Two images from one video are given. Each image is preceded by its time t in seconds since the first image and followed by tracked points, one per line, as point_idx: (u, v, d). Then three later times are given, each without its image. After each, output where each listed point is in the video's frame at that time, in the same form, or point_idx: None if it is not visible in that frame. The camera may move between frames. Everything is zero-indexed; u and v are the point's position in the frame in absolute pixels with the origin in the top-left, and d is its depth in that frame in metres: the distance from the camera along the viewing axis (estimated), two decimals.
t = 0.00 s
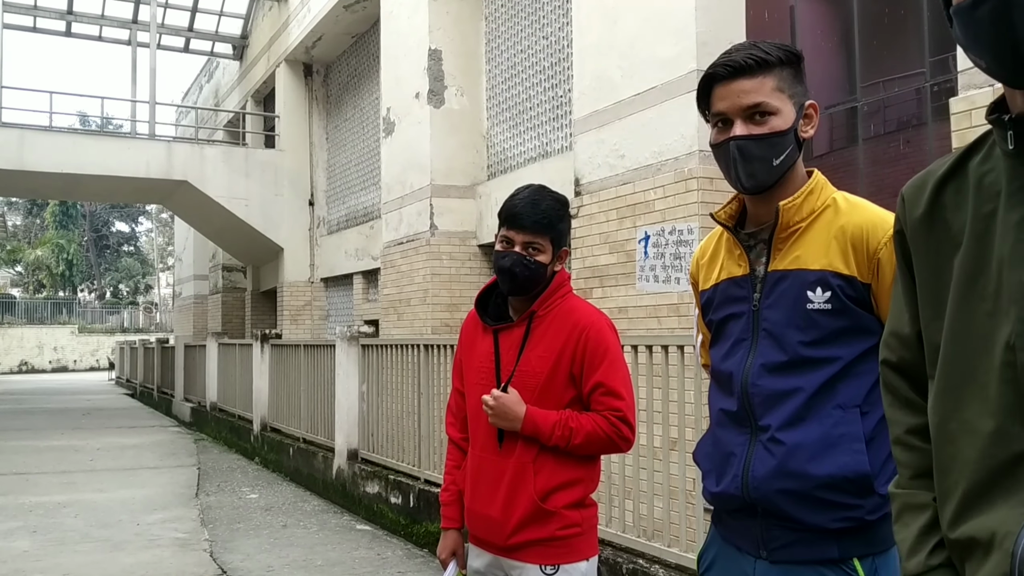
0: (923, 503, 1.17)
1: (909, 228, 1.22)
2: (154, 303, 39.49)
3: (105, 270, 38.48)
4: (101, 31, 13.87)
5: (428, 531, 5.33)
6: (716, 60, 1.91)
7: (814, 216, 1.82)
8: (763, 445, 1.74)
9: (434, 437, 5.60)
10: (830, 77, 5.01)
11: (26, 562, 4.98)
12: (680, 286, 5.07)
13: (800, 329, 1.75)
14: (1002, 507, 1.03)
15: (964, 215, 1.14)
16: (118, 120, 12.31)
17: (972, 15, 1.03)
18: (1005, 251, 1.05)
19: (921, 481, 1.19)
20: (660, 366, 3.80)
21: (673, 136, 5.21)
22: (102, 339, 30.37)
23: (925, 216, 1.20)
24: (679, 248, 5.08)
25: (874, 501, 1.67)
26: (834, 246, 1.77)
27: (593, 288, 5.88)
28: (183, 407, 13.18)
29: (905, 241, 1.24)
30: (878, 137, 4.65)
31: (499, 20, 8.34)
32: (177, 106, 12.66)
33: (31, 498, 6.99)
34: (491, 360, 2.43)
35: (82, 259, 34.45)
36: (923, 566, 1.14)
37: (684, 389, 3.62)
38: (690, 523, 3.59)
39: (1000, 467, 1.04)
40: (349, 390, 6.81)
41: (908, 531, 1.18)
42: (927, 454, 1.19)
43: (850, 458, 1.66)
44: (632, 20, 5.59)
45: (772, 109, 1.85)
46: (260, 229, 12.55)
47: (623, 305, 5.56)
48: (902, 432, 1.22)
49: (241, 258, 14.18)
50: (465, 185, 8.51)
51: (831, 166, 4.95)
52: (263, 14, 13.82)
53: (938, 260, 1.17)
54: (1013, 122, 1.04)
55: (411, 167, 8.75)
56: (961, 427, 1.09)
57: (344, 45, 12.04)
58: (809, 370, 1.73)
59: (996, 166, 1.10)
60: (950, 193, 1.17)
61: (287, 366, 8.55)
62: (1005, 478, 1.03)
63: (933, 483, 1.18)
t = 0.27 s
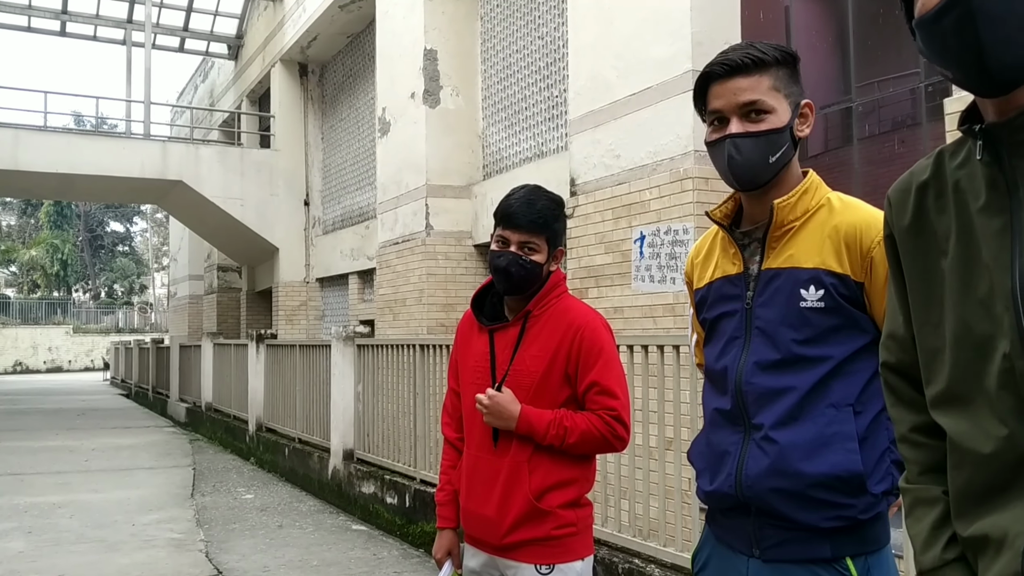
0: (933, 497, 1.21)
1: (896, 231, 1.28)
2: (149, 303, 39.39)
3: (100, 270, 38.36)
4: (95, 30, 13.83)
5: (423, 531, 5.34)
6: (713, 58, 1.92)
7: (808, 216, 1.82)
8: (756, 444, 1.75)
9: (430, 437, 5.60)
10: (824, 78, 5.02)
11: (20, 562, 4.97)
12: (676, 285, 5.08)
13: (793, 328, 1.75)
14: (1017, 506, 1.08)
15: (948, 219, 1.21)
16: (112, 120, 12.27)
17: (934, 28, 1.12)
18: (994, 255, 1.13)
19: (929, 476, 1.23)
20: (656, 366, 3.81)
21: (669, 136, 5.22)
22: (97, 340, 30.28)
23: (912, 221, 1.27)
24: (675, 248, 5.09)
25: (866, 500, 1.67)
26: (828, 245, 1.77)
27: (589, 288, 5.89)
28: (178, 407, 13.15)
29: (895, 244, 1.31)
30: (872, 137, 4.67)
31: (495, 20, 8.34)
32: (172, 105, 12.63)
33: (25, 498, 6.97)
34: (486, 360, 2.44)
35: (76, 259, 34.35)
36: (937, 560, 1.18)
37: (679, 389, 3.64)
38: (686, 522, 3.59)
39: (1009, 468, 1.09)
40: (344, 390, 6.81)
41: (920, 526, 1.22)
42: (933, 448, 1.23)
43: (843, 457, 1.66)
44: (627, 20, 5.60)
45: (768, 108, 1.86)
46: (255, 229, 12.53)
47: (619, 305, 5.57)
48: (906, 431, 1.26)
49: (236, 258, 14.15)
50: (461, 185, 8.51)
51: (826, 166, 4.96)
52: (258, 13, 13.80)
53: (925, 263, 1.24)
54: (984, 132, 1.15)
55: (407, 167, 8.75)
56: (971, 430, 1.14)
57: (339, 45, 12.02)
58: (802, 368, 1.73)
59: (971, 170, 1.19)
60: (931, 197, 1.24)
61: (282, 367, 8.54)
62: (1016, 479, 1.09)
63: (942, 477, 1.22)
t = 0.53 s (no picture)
0: (930, 499, 1.21)
1: (895, 237, 1.29)
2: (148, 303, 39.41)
3: (98, 270, 38.35)
4: (93, 31, 13.83)
5: (423, 531, 5.34)
6: (720, 51, 1.93)
7: (807, 215, 1.82)
8: (754, 444, 1.75)
9: (429, 437, 5.61)
10: (822, 78, 5.03)
11: (19, 563, 4.97)
12: (674, 285, 5.08)
13: (791, 328, 1.76)
14: (1011, 506, 1.09)
15: (946, 224, 1.21)
16: (110, 121, 12.27)
17: (926, 37, 1.13)
18: (989, 258, 1.13)
19: (928, 478, 1.23)
20: (655, 366, 3.81)
21: (667, 136, 5.23)
22: (95, 340, 30.25)
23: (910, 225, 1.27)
24: (673, 247, 5.10)
25: (863, 500, 1.68)
26: (827, 245, 1.78)
27: (588, 288, 5.89)
28: (176, 407, 13.15)
29: (893, 249, 1.31)
30: (870, 137, 4.67)
31: (493, 20, 8.35)
32: (170, 106, 12.63)
33: (24, 498, 6.97)
34: (485, 359, 2.44)
35: (75, 259, 34.35)
36: (934, 560, 1.19)
37: (678, 389, 3.64)
38: (685, 521, 3.60)
39: (1007, 468, 1.09)
40: (343, 390, 6.81)
41: (917, 526, 1.23)
42: (932, 450, 1.23)
43: (841, 457, 1.67)
44: (626, 20, 5.61)
45: (772, 102, 1.87)
46: (254, 230, 12.53)
47: (618, 305, 5.58)
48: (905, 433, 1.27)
49: (235, 258, 14.15)
50: (459, 185, 8.51)
51: (824, 166, 4.97)
52: (257, 14, 13.80)
53: (922, 265, 1.25)
54: (977, 139, 1.15)
55: (405, 168, 8.75)
56: (969, 430, 1.14)
57: (337, 45, 12.02)
58: (801, 369, 1.74)
59: (968, 177, 1.20)
60: (928, 203, 1.24)
61: (281, 367, 8.54)
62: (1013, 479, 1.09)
63: (940, 478, 1.22)
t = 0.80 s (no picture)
0: (921, 508, 1.20)
1: (892, 237, 1.27)
2: (148, 304, 39.41)
3: (98, 272, 38.32)
4: (92, 32, 13.81)
5: (424, 532, 5.33)
6: (721, 50, 1.92)
7: (809, 215, 1.82)
8: (753, 443, 1.75)
9: (430, 437, 5.59)
10: (822, 76, 5.02)
11: (19, 565, 4.96)
12: (674, 285, 5.07)
13: (793, 327, 1.74)
14: (1001, 508, 1.08)
15: (945, 225, 1.20)
16: (109, 122, 12.25)
17: (935, 35, 1.12)
18: (989, 258, 1.12)
19: (920, 488, 1.22)
20: (656, 366, 3.80)
21: (667, 135, 5.22)
22: (95, 341, 30.22)
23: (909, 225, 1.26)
24: (673, 247, 5.09)
25: (863, 501, 1.67)
26: (830, 244, 1.77)
27: (588, 288, 5.88)
28: (177, 408, 13.14)
29: (892, 251, 1.30)
30: (870, 135, 4.66)
31: (492, 19, 8.34)
32: (169, 107, 12.62)
33: (24, 501, 6.96)
34: (486, 361, 2.43)
35: (74, 260, 34.34)
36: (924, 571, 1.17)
37: (679, 389, 3.63)
38: (686, 521, 3.59)
39: (995, 467, 1.09)
40: (344, 391, 6.80)
41: (907, 536, 1.21)
42: (926, 458, 1.22)
43: (841, 456, 1.65)
44: (625, 19, 5.60)
45: (773, 102, 1.86)
46: (254, 231, 12.52)
47: (618, 304, 5.57)
48: (899, 441, 1.26)
49: (235, 259, 14.14)
50: (459, 185, 8.50)
51: (824, 165, 4.95)
52: (255, 14, 13.79)
53: (920, 266, 1.23)
54: (980, 137, 1.14)
55: (405, 168, 8.74)
56: (958, 430, 1.13)
57: (336, 45, 12.01)
58: (801, 368, 1.73)
59: (970, 177, 1.19)
60: (927, 204, 1.23)
61: (281, 367, 8.53)
62: (1004, 477, 1.08)
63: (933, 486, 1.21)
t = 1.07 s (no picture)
0: (912, 508, 1.21)
1: (886, 231, 1.27)
2: (150, 309, 39.43)
3: (100, 277, 38.35)
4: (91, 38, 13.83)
5: (428, 534, 5.34)
6: (716, 51, 1.92)
7: (803, 215, 1.82)
8: (750, 443, 1.74)
9: (433, 439, 5.60)
10: (820, 74, 5.02)
11: (25, 571, 4.96)
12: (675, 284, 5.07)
13: (790, 326, 1.75)
14: (989, 503, 1.09)
15: (939, 219, 1.20)
16: (110, 128, 12.27)
17: (933, 28, 1.12)
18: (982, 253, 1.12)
19: (913, 487, 1.23)
20: (658, 366, 3.80)
21: (666, 135, 5.22)
22: (98, 347, 30.24)
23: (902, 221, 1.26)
24: (674, 246, 5.09)
25: (861, 499, 1.67)
26: (825, 243, 1.77)
27: (589, 288, 5.89)
28: (180, 413, 13.16)
29: (885, 246, 1.29)
30: (869, 132, 4.66)
31: (491, 21, 8.35)
32: (169, 112, 12.64)
33: (28, 507, 6.97)
34: (491, 368, 2.43)
35: (76, 266, 34.38)
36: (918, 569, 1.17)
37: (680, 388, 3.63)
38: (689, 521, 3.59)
39: (986, 457, 1.09)
40: (346, 394, 6.81)
41: (900, 535, 1.21)
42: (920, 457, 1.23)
43: (839, 454, 1.66)
44: (623, 20, 5.60)
45: (768, 103, 1.86)
46: (255, 234, 12.52)
47: (620, 304, 5.57)
48: (892, 441, 1.26)
49: (236, 263, 14.15)
50: (459, 186, 8.50)
51: (824, 162, 4.95)
52: (254, 18, 13.81)
53: (913, 261, 1.23)
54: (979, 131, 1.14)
55: (405, 170, 8.74)
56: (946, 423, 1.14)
57: (335, 49, 12.02)
58: (798, 367, 1.73)
59: (967, 173, 1.18)
60: (922, 200, 1.23)
61: (284, 371, 8.53)
62: (992, 468, 1.09)
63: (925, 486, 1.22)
